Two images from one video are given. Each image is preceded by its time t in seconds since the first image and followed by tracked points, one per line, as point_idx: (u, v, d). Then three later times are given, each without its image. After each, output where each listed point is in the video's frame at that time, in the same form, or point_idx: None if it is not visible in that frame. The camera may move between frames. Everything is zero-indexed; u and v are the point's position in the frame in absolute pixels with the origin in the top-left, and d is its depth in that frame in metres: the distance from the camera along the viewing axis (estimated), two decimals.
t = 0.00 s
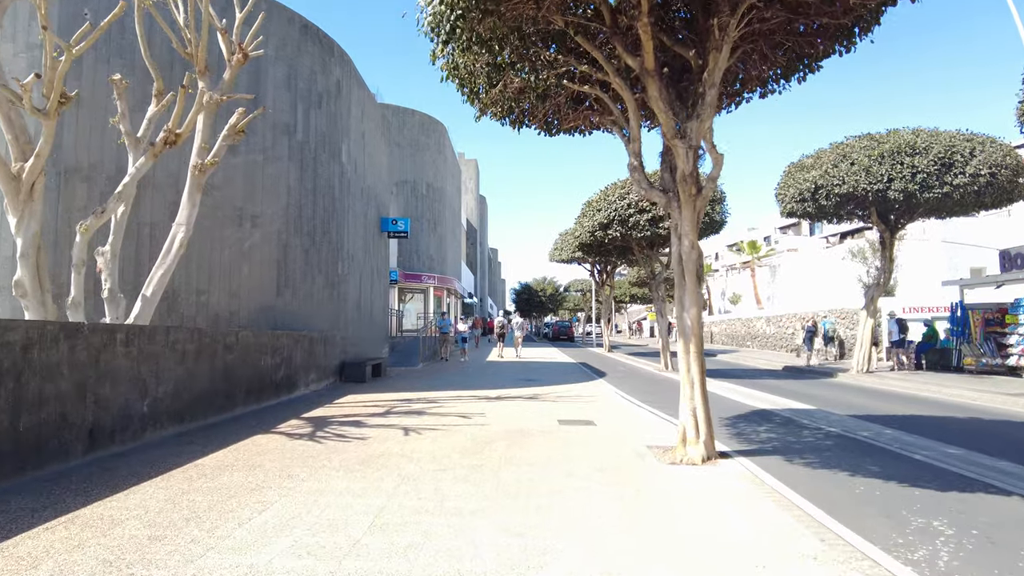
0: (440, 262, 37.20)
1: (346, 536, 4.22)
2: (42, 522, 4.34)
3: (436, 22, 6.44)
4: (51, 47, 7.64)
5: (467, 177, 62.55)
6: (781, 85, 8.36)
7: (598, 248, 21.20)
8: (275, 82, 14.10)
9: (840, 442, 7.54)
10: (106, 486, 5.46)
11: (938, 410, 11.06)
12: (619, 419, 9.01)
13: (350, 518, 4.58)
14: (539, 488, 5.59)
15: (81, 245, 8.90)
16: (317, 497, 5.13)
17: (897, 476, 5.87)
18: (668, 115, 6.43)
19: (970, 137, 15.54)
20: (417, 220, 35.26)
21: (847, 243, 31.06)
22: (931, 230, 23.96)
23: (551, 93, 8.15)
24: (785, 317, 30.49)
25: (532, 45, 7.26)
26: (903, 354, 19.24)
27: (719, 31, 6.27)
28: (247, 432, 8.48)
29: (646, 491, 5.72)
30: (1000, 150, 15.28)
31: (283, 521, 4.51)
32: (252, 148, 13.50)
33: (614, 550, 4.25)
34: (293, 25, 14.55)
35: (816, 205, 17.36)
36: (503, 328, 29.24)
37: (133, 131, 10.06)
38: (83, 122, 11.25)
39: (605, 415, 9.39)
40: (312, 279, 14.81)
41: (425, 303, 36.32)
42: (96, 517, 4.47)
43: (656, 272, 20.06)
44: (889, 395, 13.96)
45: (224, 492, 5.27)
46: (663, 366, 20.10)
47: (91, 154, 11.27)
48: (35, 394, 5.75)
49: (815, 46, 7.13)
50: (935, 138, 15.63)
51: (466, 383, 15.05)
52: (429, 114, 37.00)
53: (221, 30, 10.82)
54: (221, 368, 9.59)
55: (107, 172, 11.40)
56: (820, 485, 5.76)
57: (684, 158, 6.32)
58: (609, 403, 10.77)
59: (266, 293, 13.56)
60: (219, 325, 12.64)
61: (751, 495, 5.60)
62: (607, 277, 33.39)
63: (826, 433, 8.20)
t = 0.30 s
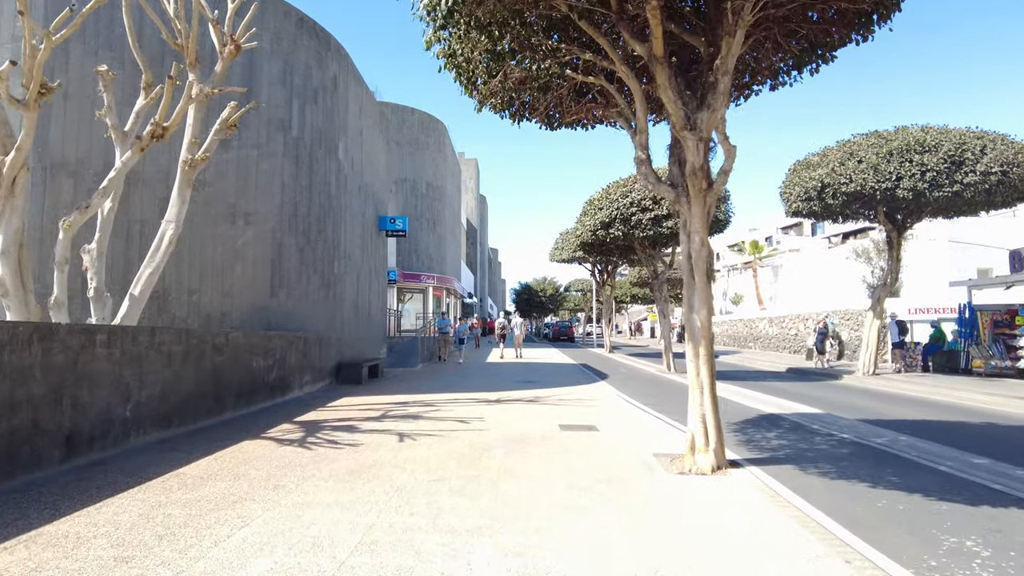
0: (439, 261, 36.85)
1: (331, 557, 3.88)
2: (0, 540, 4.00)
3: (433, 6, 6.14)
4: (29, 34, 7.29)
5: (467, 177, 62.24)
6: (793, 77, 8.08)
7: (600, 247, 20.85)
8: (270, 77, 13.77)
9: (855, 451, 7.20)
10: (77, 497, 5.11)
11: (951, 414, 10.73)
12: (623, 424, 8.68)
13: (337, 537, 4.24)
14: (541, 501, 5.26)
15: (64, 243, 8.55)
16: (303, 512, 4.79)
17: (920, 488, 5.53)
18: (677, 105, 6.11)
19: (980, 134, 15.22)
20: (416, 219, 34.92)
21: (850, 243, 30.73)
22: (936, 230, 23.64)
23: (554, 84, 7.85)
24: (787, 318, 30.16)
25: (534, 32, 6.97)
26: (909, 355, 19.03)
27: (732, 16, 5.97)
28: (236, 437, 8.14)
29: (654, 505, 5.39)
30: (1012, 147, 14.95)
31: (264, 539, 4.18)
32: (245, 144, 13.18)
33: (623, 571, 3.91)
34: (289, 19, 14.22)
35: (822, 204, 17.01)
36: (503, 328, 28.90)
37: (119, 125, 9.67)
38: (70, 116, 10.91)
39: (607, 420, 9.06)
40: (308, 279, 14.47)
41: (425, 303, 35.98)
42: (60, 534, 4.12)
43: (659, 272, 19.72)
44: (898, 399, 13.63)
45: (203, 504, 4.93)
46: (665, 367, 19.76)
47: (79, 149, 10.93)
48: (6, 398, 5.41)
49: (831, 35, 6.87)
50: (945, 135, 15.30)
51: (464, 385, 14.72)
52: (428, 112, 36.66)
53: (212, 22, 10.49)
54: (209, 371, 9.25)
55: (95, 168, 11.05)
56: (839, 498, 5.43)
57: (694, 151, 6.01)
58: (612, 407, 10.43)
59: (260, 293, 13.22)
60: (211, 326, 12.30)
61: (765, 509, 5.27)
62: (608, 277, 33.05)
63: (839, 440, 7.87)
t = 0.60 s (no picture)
0: (434, 259, 36.49)
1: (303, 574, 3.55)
2: None
3: None
4: None
5: (462, 176, 61.89)
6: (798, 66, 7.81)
7: (596, 245, 20.53)
8: (258, 69, 13.41)
9: (863, 453, 6.90)
10: (37, 504, 4.77)
11: (956, 414, 10.45)
12: (621, 426, 8.34)
13: (312, 551, 3.91)
14: (534, 509, 4.93)
15: (37, 237, 8.19)
16: (278, 522, 4.45)
17: (936, 494, 5.23)
18: (678, 89, 5.78)
19: (982, 129, 14.97)
20: (410, 217, 34.56)
21: (848, 241, 30.49)
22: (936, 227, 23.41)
23: (548, 70, 7.56)
24: (785, 316, 29.91)
25: (527, 13, 6.67)
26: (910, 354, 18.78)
27: None
28: (216, 439, 7.77)
29: (653, 511, 5.07)
30: (1014, 143, 14.71)
31: (232, 553, 3.84)
32: (232, 137, 12.82)
33: None
34: (278, 9, 13.86)
35: (822, 200, 16.75)
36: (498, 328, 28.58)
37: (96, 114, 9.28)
38: (48, 106, 10.52)
39: (604, 421, 8.72)
40: (296, 276, 14.11)
41: (419, 302, 35.63)
42: (8, 549, 3.78)
43: (655, 270, 19.43)
44: (900, 398, 13.35)
45: (171, 513, 4.59)
46: (662, 367, 19.44)
47: (58, 140, 10.55)
48: None
49: (838, 19, 6.60)
50: (947, 130, 15.02)
51: (457, 385, 14.37)
52: (423, 110, 36.31)
53: (195, 9, 10.11)
54: (190, 370, 8.89)
55: (74, 160, 10.68)
56: (850, 504, 5.12)
57: (696, 137, 5.68)
58: (609, 408, 10.12)
59: (247, 290, 12.87)
60: (195, 324, 11.93)
61: (771, 516, 4.97)
62: (604, 276, 32.73)
63: (845, 441, 7.58)
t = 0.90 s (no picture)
0: (430, 259, 36.15)
1: None
2: None
3: None
4: None
5: (459, 175, 61.55)
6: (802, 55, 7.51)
7: (593, 244, 20.20)
8: (244, 64, 13.04)
9: (872, 462, 6.56)
10: None
11: (965, 418, 10.12)
12: (618, 432, 7.99)
13: None
14: (523, 527, 4.58)
15: (6, 237, 7.81)
16: (245, 543, 4.10)
17: (954, 508, 4.89)
18: (677, 76, 5.45)
19: (987, 125, 14.64)
20: (406, 217, 34.21)
21: (848, 240, 30.19)
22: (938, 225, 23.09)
23: (540, 59, 7.22)
24: (784, 316, 29.60)
25: None
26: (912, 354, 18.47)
27: None
28: (194, 447, 7.42)
29: (652, 527, 4.73)
30: (1020, 139, 14.40)
31: None
32: (218, 134, 12.45)
33: None
34: (265, 3, 13.51)
35: (822, 198, 16.43)
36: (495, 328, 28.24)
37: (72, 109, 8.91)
38: (24, 102, 10.16)
39: (601, 428, 8.37)
40: (285, 277, 13.74)
41: (415, 302, 35.29)
42: None
43: (654, 270, 19.09)
44: (905, 401, 13.01)
45: (131, 533, 4.24)
46: (660, 368, 19.10)
47: (35, 137, 10.19)
48: None
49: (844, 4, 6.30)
50: (951, 126, 14.68)
51: (450, 388, 14.01)
52: (418, 108, 35.95)
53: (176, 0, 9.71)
54: (169, 375, 8.50)
55: (52, 158, 10.31)
56: (863, 519, 4.78)
57: (695, 128, 5.36)
58: (605, 412, 9.79)
59: (234, 291, 12.49)
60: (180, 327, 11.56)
61: (778, 532, 4.63)
62: (602, 276, 32.41)
63: (852, 449, 7.23)
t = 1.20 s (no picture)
0: (429, 258, 35.83)
1: None
2: None
3: None
4: None
5: (460, 174, 61.18)
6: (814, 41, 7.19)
7: (594, 242, 19.87)
8: (237, 55, 12.74)
9: (888, 467, 6.23)
10: None
11: (979, 421, 9.78)
12: (622, 435, 7.65)
13: None
14: (520, 539, 4.25)
15: None
16: (217, 556, 3.77)
17: (983, 519, 4.56)
18: (686, 56, 5.14)
19: (998, 120, 14.31)
20: (405, 215, 33.87)
21: (852, 240, 29.85)
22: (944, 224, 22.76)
23: (541, 44, 6.89)
24: (788, 316, 29.27)
25: None
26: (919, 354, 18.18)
27: None
28: (177, 449, 7.08)
29: (658, 538, 4.40)
30: None
31: None
32: (209, 126, 12.14)
33: None
34: None
35: (829, 195, 16.09)
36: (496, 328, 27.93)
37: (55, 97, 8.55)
38: (7, 90, 9.82)
39: (603, 430, 8.04)
40: (279, 273, 13.44)
41: (414, 301, 34.98)
42: None
43: (656, 268, 18.76)
44: (914, 402, 12.68)
45: (95, 544, 3.90)
46: (662, 368, 18.76)
47: (18, 127, 9.86)
48: None
49: None
50: (961, 122, 14.33)
51: (448, 387, 13.69)
52: (418, 105, 35.62)
53: None
54: (154, 373, 8.15)
55: (36, 149, 9.98)
56: (885, 530, 4.46)
57: (706, 112, 5.06)
58: (608, 414, 9.46)
59: (225, 288, 12.18)
60: (169, 324, 11.23)
61: (795, 543, 4.30)
62: (603, 275, 32.09)
63: (867, 453, 6.90)
